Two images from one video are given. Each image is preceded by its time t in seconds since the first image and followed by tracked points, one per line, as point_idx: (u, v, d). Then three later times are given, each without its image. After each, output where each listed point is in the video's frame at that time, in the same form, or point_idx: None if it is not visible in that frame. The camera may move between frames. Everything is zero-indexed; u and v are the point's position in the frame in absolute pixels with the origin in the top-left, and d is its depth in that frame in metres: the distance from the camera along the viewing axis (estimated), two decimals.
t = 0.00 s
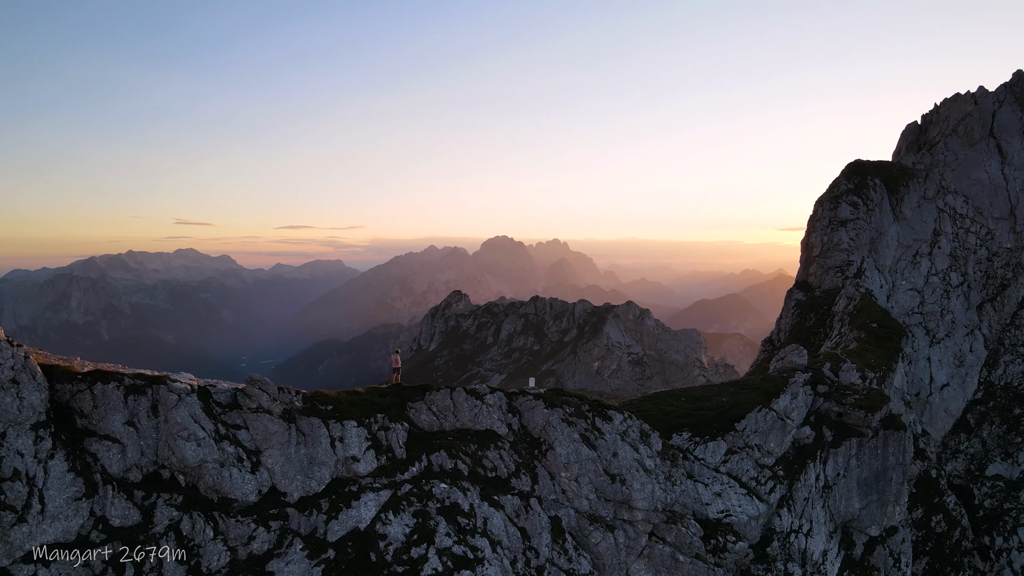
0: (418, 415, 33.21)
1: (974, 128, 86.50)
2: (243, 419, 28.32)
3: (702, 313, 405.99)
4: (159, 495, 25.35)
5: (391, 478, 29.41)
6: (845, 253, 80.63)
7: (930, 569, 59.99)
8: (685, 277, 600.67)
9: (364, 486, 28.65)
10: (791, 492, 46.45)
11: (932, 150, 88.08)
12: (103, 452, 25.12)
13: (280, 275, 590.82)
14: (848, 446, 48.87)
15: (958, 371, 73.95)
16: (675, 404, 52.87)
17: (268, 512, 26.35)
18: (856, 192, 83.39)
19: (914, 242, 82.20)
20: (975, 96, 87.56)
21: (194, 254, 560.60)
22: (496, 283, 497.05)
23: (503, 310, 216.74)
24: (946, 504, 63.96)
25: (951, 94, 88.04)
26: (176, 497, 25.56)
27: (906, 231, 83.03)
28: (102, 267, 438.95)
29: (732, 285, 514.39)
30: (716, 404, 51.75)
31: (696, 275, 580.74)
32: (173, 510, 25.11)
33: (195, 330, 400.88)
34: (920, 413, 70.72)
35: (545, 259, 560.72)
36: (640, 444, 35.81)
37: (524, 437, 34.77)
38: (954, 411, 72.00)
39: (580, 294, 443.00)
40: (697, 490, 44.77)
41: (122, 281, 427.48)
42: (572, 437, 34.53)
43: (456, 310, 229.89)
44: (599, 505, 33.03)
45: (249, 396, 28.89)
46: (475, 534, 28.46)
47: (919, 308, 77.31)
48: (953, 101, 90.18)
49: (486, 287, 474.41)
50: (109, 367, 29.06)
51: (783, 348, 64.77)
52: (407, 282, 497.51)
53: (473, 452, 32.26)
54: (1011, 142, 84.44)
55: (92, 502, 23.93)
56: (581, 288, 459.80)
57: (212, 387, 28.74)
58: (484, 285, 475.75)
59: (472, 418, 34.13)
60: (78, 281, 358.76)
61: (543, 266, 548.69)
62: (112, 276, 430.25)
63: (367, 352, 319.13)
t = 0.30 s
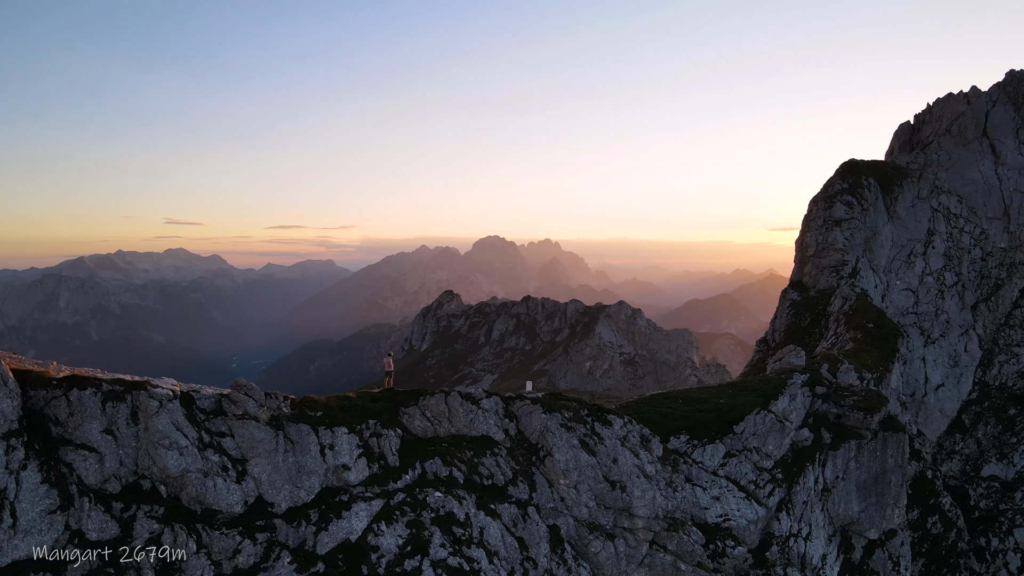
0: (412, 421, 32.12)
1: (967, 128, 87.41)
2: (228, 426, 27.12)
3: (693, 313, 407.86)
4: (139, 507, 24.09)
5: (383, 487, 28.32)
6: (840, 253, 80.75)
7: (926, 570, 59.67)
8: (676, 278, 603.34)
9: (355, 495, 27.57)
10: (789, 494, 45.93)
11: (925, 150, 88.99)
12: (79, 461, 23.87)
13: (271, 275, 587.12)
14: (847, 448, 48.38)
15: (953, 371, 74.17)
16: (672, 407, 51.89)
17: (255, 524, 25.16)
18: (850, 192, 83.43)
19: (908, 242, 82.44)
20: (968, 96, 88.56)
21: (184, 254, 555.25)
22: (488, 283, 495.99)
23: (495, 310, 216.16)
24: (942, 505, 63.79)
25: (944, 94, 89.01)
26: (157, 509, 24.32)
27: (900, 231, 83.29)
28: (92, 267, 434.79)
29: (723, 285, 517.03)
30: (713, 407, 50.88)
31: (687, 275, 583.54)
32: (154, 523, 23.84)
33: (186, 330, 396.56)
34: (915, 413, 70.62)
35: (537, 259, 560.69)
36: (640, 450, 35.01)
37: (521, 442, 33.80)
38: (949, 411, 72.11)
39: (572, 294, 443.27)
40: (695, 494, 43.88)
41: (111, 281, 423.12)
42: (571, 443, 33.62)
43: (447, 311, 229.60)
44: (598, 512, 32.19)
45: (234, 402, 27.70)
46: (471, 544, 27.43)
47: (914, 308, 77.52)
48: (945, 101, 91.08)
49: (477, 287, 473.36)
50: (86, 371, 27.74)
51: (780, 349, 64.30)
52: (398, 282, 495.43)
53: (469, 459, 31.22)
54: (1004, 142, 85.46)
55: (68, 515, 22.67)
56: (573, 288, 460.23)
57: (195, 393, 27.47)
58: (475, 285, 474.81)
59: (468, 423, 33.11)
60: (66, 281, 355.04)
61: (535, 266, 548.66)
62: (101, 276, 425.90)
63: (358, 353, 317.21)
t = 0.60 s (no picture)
0: (406, 426, 31.05)
1: (961, 128, 88.10)
2: (214, 433, 25.90)
3: (685, 313, 409.34)
4: (118, 520, 22.86)
5: (376, 496, 27.25)
6: (834, 253, 82.72)
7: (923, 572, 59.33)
8: (667, 278, 605.70)
9: (346, 505, 26.48)
10: (789, 498, 45.33)
11: (919, 149, 89.78)
12: (55, 472, 22.58)
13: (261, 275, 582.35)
14: (846, 450, 47.94)
15: (948, 372, 74.30)
16: (671, 409, 51.07)
17: (241, 537, 23.96)
18: (845, 191, 85.45)
19: (902, 242, 83.75)
20: (961, 96, 89.53)
21: (174, 254, 549.60)
22: (480, 283, 494.58)
23: (487, 309, 215.22)
24: (938, 506, 63.71)
25: (937, 94, 90.02)
26: (138, 521, 23.08)
27: (894, 231, 84.83)
28: (81, 267, 429.85)
29: (714, 286, 519.90)
30: (712, 408, 50.31)
31: (679, 275, 585.79)
32: (134, 536, 22.60)
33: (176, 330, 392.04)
34: (911, 414, 70.60)
35: (529, 259, 560.41)
36: (641, 455, 34.10)
37: (519, 449, 32.88)
38: (944, 412, 72.23)
39: (563, 294, 443.46)
40: (693, 499, 43.04)
41: (99, 280, 418.07)
42: (571, 449, 32.73)
43: (440, 310, 228.61)
44: (599, 521, 31.29)
45: (219, 408, 26.39)
46: (467, 556, 26.44)
47: (909, 308, 78.22)
48: (938, 102, 92.20)
49: (469, 287, 472.14)
50: (64, 376, 26.42)
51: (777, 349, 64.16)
52: (390, 282, 493.39)
53: (465, 466, 30.27)
54: (997, 142, 86.28)
55: (42, 529, 21.41)
56: (565, 288, 460.31)
57: (179, 399, 26.24)
58: (467, 285, 473.69)
59: (464, 429, 32.11)
60: (55, 281, 350.24)
61: (527, 266, 548.39)
62: (89, 276, 420.93)
63: (350, 353, 314.96)
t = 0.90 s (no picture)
0: (402, 433, 30.07)
1: (955, 127, 89.57)
2: (201, 442, 24.79)
3: (676, 313, 411.08)
4: (99, 535, 21.65)
5: (371, 507, 26.19)
6: (830, 253, 83.52)
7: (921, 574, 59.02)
8: (659, 278, 608.20)
9: (340, 517, 25.40)
10: (789, 502, 44.97)
11: (913, 150, 91.24)
12: (31, 484, 21.34)
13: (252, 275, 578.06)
14: (847, 453, 47.92)
15: (943, 372, 74.76)
16: (670, 412, 50.13)
17: (229, 552, 22.83)
18: (840, 191, 86.48)
19: (897, 242, 84.95)
20: (954, 96, 90.66)
21: (163, 254, 544.11)
22: (471, 283, 493.49)
23: (479, 309, 214.38)
24: (935, 507, 63.53)
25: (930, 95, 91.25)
26: (120, 536, 21.87)
27: (889, 231, 86.01)
28: (69, 267, 425.13)
29: (704, 286, 522.90)
30: (712, 410, 49.56)
31: (670, 275, 588.39)
32: (116, 552, 21.39)
33: (166, 330, 387.71)
34: (907, 414, 70.67)
35: (521, 259, 560.48)
36: (645, 461, 33.31)
37: (520, 456, 32.09)
38: (939, 412, 72.45)
39: (555, 294, 444.07)
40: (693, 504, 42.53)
41: (88, 281, 413.73)
42: (573, 456, 31.91)
43: (431, 311, 227.73)
44: (602, 530, 30.56)
45: (206, 416, 25.31)
46: (467, 569, 25.52)
47: (904, 308, 79.21)
48: (931, 102, 93.46)
49: (461, 287, 470.69)
50: (42, 383, 25.11)
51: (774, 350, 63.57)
52: (382, 282, 491.58)
53: (464, 475, 29.30)
54: (990, 141, 87.63)
55: (17, 545, 20.19)
56: (557, 288, 460.83)
57: (164, 406, 25.06)
58: (459, 285, 472.65)
59: (463, 436, 31.15)
60: (43, 281, 345.76)
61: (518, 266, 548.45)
62: (78, 276, 416.44)
63: (341, 354, 312.93)
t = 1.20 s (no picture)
0: (399, 442, 29.01)
1: (949, 127, 90.51)
2: (188, 453, 23.61)
3: (668, 313, 412.80)
4: (78, 553, 20.45)
5: (368, 520, 25.18)
6: (826, 253, 84.59)
7: None
8: (650, 278, 610.37)
9: (335, 530, 24.38)
10: (790, 506, 44.55)
11: (908, 148, 91.70)
12: (5, 500, 20.06)
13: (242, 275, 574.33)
14: (848, 456, 47.71)
15: (939, 372, 74.86)
16: (670, 416, 49.43)
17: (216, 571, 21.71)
18: (836, 190, 87.34)
19: (893, 242, 85.53)
20: (948, 96, 91.75)
21: (153, 254, 538.80)
22: (463, 283, 492.49)
23: (471, 309, 214.13)
24: (931, 509, 63.43)
25: (925, 95, 92.19)
26: (100, 554, 20.70)
27: (884, 231, 86.68)
28: (58, 267, 420.95)
29: (695, 286, 525.60)
30: (712, 413, 48.94)
31: (661, 276, 590.70)
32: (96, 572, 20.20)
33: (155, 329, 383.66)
34: (903, 415, 70.78)
35: (513, 259, 560.41)
36: (650, 469, 32.55)
37: (522, 464, 31.28)
38: (935, 413, 72.39)
39: (547, 294, 444.47)
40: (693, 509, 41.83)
41: (78, 281, 409.84)
42: (577, 464, 31.07)
43: (423, 311, 227.44)
44: (606, 541, 29.81)
45: (194, 425, 24.13)
46: None
47: (899, 309, 79.65)
48: (925, 102, 94.62)
49: (453, 287, 469.30)
50: (19, 391, 23.75)
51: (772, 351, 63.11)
52: (373, 282, 489.64)
53: (464, 485, 28.37)
54: (984, 141, 88.52)
55: None
56: (549, 289, 461.19)
57: (148, 416, 23.79)
58: (451, 285, 471.52)
59: (462, 444, 30.21)
60: (32, 282, 341.85)
61: (510, 266, 548.26)
62: (68, 276, 412.47)
63: (331, 354, 311.02)
